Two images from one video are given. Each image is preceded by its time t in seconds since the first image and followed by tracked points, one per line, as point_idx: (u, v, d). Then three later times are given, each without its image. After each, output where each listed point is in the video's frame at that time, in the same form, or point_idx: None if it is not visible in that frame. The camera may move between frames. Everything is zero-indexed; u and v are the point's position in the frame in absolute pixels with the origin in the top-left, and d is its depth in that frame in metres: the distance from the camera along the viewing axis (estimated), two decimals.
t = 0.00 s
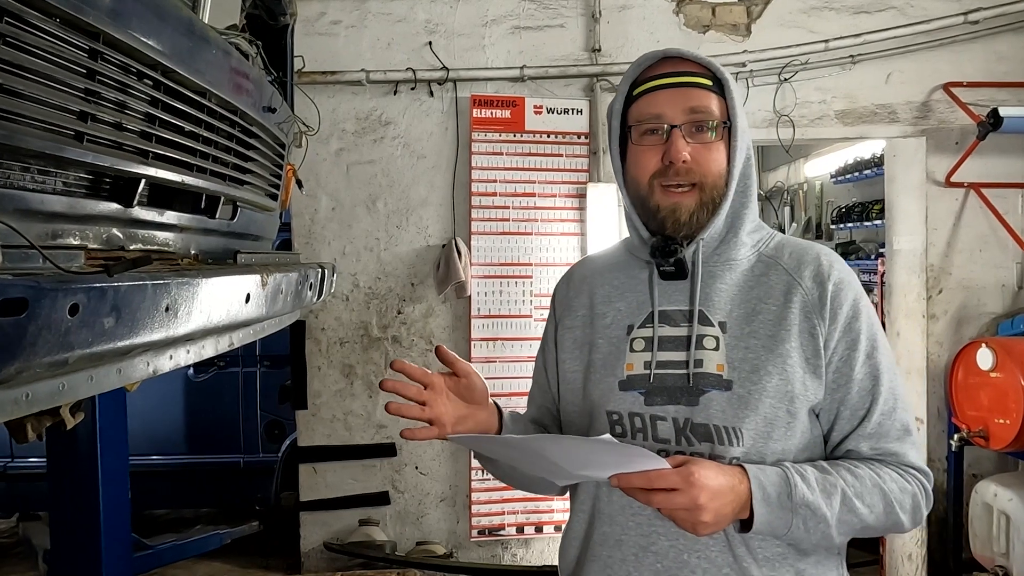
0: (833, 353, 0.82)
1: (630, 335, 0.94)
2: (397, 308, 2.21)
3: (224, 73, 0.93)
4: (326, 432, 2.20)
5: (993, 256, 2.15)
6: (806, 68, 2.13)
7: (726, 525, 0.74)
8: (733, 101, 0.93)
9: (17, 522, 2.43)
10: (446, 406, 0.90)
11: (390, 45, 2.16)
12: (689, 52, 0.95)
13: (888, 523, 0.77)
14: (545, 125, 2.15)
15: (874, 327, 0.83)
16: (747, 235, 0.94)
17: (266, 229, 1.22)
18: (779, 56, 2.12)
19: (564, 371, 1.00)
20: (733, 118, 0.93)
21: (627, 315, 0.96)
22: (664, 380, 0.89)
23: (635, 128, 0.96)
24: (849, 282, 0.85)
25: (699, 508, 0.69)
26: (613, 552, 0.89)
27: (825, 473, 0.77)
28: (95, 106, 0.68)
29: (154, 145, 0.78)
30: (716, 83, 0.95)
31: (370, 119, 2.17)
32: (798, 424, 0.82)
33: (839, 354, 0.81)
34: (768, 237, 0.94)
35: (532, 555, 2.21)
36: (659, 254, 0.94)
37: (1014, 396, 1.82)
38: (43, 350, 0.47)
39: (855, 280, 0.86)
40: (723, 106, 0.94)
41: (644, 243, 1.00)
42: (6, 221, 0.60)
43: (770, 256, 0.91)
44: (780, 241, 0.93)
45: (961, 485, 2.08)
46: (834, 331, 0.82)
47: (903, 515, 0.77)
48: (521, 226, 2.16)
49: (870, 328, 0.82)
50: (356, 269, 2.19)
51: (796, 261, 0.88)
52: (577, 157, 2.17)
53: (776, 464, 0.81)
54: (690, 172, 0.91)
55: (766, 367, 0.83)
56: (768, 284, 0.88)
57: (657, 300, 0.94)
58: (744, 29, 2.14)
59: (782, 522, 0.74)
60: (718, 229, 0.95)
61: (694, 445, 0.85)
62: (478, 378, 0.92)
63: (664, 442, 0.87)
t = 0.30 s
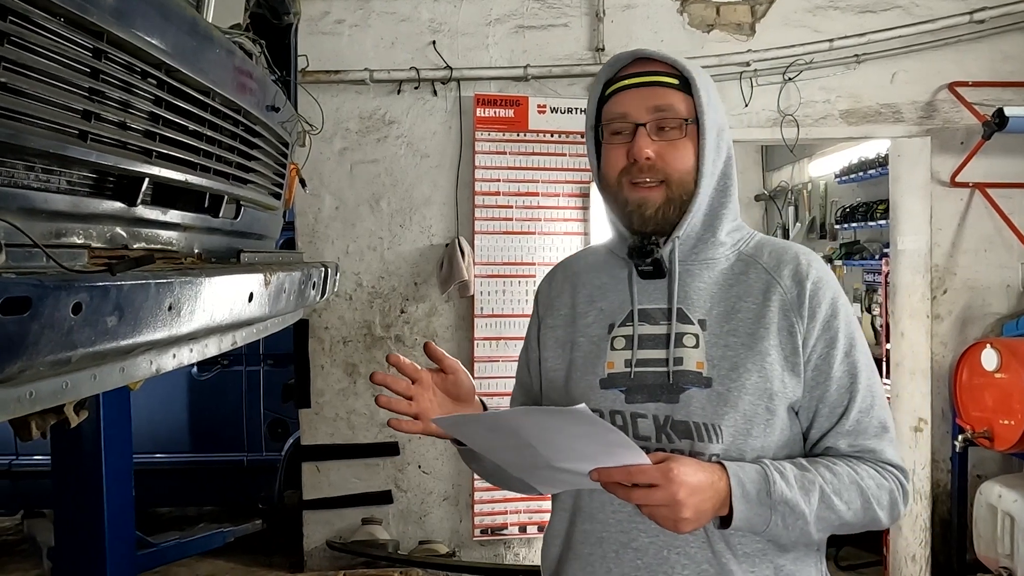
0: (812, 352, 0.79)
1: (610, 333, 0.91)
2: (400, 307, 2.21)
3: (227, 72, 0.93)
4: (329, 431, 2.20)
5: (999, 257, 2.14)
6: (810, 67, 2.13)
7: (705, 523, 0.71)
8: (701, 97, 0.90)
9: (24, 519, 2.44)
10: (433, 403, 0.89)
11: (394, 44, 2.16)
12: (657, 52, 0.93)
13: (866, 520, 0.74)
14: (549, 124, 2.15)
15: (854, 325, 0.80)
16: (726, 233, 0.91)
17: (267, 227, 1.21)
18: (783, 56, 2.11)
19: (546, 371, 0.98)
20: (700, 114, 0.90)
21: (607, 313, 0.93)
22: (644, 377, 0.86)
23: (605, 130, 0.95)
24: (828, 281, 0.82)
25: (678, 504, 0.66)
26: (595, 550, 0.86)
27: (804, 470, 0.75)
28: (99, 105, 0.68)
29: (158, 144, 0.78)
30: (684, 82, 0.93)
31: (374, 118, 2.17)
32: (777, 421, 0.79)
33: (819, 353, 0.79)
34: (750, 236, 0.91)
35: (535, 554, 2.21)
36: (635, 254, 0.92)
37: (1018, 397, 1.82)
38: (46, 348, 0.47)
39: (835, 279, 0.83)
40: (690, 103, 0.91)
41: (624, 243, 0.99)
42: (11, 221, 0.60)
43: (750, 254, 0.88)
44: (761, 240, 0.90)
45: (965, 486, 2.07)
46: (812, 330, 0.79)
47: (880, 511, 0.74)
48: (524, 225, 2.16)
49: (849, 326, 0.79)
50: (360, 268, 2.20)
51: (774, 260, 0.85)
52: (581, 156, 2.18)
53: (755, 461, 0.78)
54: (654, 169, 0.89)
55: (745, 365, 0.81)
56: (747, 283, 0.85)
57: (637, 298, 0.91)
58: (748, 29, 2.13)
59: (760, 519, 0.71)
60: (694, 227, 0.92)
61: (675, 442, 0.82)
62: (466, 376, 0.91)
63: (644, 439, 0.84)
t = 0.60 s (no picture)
0: (793, 354, 0.79)
1: (587, 333, 0.91)
2: (403, 307, 2.21)
3: (232, 72, 0.93)
4: (332, 430, 2.20)
5: (1002, 257, 2.14)
6: (813, 67, 2.12)
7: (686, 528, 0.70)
8: (655, 97, 0.89)
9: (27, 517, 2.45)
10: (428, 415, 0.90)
11: (397, 44, 2.16)
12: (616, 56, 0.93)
13: (847, 524, 0.74)
14: (552, 124, 2.16)
15: (834, 328, 0.80)
16: (703, 233, 0.90)
17: (271, 226, 1.21)
18: (787, 55, 2.11)
19: (526, 371, 0.98)
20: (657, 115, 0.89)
21: (586, 313, 0.93)
22: (618, 375, 0.86)
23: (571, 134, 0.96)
24: (807, 285, 0.81)
25: (661, 509, 0.65)
26: (572, 547, 0.86)
27: (786, 475, 0.74)
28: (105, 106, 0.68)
29: (164, 144, 0.78)
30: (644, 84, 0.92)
31: (377, 117, 2.17)
32: (752, 421, 0.79)
33: (799, 357, 0.78)
34: (729, 239, 0.90)
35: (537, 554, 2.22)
36: (608, 257, 0.93)
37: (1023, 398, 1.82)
38: (54, 347, 0.47)
39: (814, 284, 0.82)
40: (647, 104, 0.90)
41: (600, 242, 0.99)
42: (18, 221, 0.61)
43: (729, 256, 0.87)
44: (740, 244, 0.89)
45: (968, 487, 2.06)
46: (792, 333, 0.79)
47: (862, 514, 0.74)
48: (528, 224, 2.17)
49: (829, 330, 0.79)
50: (362, 268, 2.20)
51: (753, 263, 0.85)
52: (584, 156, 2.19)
53: (733, 463, 0.78)
54: (610, 170, 0.89)
55: (721, 364, 0.81)
56: (724, 284, 0.84)
57: (612, 299, 0.91)
58: (751, 29, 2.13)
59: (739, 525, 0.71)
60: (668, 227, 0.92)
61: (650, 440, 0.82)
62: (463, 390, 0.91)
63: (617, 437, 0.84)
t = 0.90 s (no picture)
0: (767, 355, 0.79)
1: (568, 333, 0.91)
2: (405, 307, 2.21)
3: (236, 72, 0.93)
4: (334, 430, 2.21)
5: (1004, 258, 2.14)
6: (816, 68, 2.12)
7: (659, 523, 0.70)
8: (636, 100, 0.88)
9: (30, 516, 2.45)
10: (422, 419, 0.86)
11: (400, 45, 2.16)
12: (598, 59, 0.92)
13: (818, 522, 0.74)
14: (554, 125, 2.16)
15: (808, 330, 0.80)
16: (682, 235, 0.90)
17: (274, 225, 1.20)
18: (789, 56, 2.11)
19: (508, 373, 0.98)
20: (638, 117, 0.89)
21: (566, 314, 0.93)
22: (597, 374, 0.86)
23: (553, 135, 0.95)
24: (783, 287, 0.81)
25: (633, 499, 0.66)
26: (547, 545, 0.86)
27: (757, 471, 0.75)
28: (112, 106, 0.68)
29: (169, 144, 0.79)
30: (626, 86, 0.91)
31: (380, 118, 2.18)
32: (727, 420, 0.79)
33: (773, 357, 0.79)
34: (706, 241, 0.90)
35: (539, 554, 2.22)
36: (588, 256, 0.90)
37: None
38: (63, 345, 0.48)
39: (790, 286, 0.82)
40: (629, 107, 0.90)
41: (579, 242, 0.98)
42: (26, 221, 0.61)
43: (706, 258, 0.87)
44: (717, 245, 0.89)
45: (970, 487, 2.06)
46: (767, 333, 0.79)
47: (831, 512, 0.74)
48: (530, 225, 2.17)
49: (803, 331, 0.79)
50: (364, 268, 2.20)
51: (729, 264, 0.85)
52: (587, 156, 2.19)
53: (707, 460, 0.78)
54: (593, 171, 0.88)
55: (696, 364, 0.81)
56: (701, 284, 0.84)
57: (592, 299, 0.91)
58: (753, 29, 2.13)
59: (710, 519, 0.71)
60: (646, 228, 0.92)
61: (626, 438, 0.82)
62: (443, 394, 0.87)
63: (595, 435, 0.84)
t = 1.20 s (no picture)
0: (754, 353, 0.80)
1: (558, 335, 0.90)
2: (405, 307, 2.22)
3: (238, 73, 0.94)
4: (333, 430, 2.21)
5: (1002, 259, 2.15)
6: (815, 69, 2.13)
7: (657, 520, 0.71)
8: (629, 104, 0.89)
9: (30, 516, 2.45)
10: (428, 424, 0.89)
11: (400, 45, 2.17)
12: (587, 64, 0.92)
13: (805, 514, 0.76)
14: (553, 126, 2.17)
15: (792, 329, 0.82)
16: (669, 236, 0.91)
17: (275, 227, 1.21)
18: (788, 58, 2.11)
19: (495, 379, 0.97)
20: (631, 121, 0.89)
21: (555, 316, 0.92)
22: (589, 376, 0.85)
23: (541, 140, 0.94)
24: (767, 287, 0.83)
25: (634, 498, 0.66)
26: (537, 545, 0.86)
27: (749, 467, 0.75)
28: (115, 107, 0.69)
29: (172, 144, 0.79)
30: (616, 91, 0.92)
31: (380, 118, 2.18)
32: (718, 418, 0.80)
33: (761, 355, 0.80)
34: (692, 241, 0.91)
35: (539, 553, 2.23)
36: (579, 257, 0.89)
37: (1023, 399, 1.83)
38: (69, 344, 0.48)
39: (773, 285, 0.84)
40: (621, 111, 0.90)
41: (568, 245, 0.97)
42: (32, 221, 0.61)
43: (693, 259, 0.88)
44: (703, 245, 0.90)
45: (968, 487, 2.06)
46: (754, 333, 0.80)
47: (818, 504, 0.76)
48: (529, 225, 2.17)
49: (787, 330, 0.81)
50: (364, 268, 2.20)
51: (716, 265, 0.86)
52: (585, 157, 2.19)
53: (701, 458, 0.78)
54: (587, 175, 0.88)
55: (688, 364, 0.81)
56: (690, 285, 0.85)
57: (582, 301, 0.90)
58: (753, 31, 2.14)
59: (707, 516, 0.71)
60: (635, 230, 0.92)
61: (620, 439, 0.81)
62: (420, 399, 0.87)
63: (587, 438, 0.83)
